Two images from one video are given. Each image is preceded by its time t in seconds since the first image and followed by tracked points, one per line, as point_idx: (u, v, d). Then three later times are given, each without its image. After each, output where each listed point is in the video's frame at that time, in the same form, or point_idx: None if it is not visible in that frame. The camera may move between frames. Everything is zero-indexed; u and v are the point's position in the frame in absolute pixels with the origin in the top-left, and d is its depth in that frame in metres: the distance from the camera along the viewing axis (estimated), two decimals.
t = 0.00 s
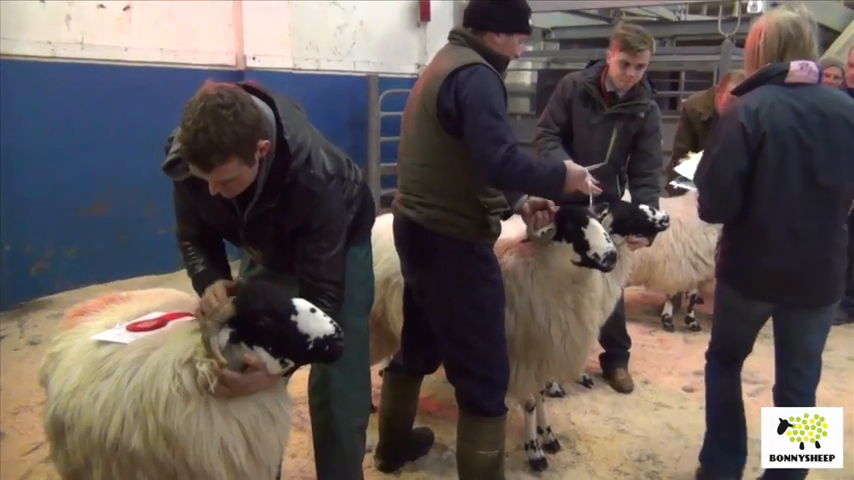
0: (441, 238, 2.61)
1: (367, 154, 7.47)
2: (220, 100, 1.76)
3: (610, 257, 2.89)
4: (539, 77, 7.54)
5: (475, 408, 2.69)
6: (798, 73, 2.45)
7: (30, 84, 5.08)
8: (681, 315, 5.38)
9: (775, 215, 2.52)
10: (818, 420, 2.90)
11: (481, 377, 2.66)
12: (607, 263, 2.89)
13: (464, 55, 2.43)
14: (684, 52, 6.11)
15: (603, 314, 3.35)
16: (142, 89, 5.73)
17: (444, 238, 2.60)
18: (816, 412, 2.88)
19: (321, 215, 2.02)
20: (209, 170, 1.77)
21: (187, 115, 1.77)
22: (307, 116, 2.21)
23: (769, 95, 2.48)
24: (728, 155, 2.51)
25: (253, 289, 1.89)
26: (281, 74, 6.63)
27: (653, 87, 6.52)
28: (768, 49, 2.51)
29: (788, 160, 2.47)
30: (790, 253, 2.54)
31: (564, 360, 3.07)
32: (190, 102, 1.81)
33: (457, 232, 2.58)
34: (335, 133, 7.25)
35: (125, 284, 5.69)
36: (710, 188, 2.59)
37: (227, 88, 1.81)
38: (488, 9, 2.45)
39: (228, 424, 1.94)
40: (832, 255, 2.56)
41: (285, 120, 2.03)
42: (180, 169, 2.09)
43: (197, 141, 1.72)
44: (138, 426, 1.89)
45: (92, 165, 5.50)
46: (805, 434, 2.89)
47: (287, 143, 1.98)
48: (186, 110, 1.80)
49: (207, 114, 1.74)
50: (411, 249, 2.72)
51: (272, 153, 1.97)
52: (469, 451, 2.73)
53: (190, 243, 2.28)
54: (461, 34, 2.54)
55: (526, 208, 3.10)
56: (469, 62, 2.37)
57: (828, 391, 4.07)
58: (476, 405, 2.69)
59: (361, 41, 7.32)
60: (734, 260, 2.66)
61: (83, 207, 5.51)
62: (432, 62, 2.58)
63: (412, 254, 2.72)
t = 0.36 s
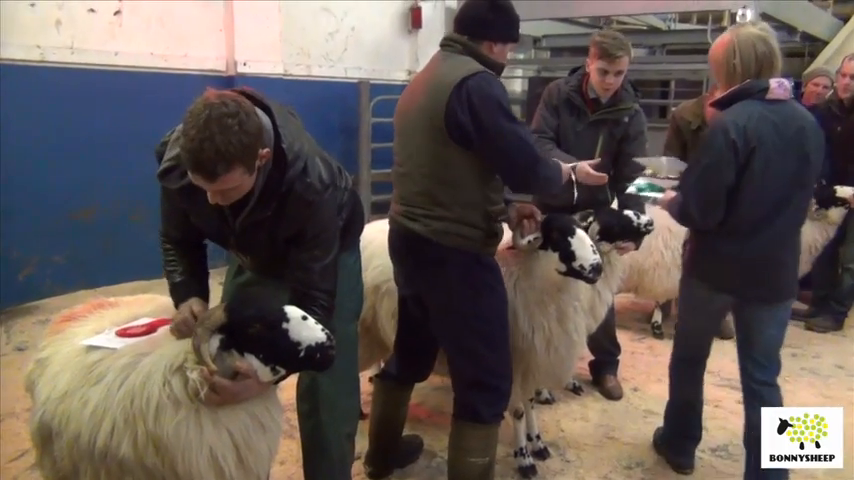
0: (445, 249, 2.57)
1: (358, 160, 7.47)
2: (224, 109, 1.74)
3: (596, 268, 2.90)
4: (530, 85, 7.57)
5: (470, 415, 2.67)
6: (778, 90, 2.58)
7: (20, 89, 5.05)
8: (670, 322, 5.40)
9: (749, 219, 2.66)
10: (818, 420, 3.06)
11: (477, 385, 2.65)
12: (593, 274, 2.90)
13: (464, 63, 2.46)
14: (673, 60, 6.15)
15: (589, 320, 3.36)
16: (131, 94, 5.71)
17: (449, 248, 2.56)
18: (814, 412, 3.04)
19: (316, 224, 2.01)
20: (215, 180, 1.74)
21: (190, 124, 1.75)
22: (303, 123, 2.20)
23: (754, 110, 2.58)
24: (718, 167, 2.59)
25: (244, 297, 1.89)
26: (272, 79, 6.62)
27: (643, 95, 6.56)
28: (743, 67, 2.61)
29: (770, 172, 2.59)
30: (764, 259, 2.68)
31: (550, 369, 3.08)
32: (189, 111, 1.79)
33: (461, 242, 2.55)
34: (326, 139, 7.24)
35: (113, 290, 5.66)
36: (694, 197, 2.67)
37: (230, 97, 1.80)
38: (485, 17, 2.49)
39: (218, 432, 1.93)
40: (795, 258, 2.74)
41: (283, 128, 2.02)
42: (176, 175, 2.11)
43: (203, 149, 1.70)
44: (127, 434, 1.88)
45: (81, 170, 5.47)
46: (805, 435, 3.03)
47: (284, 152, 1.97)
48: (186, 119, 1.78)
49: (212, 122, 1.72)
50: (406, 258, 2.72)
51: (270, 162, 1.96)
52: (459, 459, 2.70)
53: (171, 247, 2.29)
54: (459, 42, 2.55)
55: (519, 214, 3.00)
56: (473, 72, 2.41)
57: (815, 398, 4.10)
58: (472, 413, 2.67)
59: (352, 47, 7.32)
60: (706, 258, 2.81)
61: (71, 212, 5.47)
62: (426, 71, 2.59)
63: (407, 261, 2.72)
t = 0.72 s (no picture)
0: (452, 253, 2.54)
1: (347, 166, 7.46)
2: (227, 114, 1.73)
3: (582, 275, 2.91)
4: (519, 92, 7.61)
5: (462, 422, 2.63)
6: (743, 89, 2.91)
7: (6, 94, 5.02)
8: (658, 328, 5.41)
9: (720, 211, 2.92)
10: (815, 421, 3.45)
11: (472, 391, 2.63)
12: (579, 281, 2.93)
13: (478, 70, 2.49)
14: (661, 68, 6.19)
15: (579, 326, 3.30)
16: (119, 99, 5.69)
17: (458, 252, 2.53)
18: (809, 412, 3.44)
19: (307, 229, 2.01)
20: (221, 186, 1.73)
21: (192, 129, 1.72)
22: (295, 129, 2.19)
23: (725, 109, 2.86)
24: (696, 160, 2.85)
25: (232, 302, 1.87)
26: (262, 85, 6.61)
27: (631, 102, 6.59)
28: (711, 67, 2.92)
29: (739, 168, 2.87)
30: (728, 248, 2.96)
31: (537, 376, 3.08)
32: (190, 113, 1.78)
33: (469, 247, 2.53)
34: (315, 145, 7.24)
35: (100, 296, 5.62)
36: (673, 189, 2.89)
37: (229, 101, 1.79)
38: (484, 26, 2.57)
39: (204, 438, 1.91)
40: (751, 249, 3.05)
41: (276, 133, 2.00)
42: (167, 180, 2.09)
43: (210, 156, 1.69)
44: (113, 441, 1.86)
45: (68, 175, 5.44)
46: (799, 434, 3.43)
47: (278, 157, 1.95)
48: (186, 122, 1.76)
49: (217, 127, 1.71)
50: (398, 263, 2.72)
51: (265, 167, 1.94)
52: (449, 467, 2.66)
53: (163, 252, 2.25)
54: (466, 49, 2.59)
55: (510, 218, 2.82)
56: (489, 79, 2.45)
57: (802, 403, 4.13)
58: (463, 419, 2.62)
59: (341, 53, 7.33)
60: (677, 248, 3.02)
61: (58, 217, 5.44)
62: (429, 77, 2.60)
63: (401, 265, 2.70)
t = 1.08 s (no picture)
0: (443, 253, 2.53)
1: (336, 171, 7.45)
2: (217, 116, 1.73)
3: (568, 265, 2.93)
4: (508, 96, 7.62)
5: (448, 426, 2.62)
6: (723, 93, 2.98)
7: None
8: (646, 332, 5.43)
9: (710, 211, 2.97)
10: (818, 422, 3.72)
11: (459, 394, 2.62)
12: (565, 272, 2.94)
13: (461, 72, 2.52)
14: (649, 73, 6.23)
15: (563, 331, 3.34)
16: (107, 103, 5.66)
17: (451, 252, 2.53)
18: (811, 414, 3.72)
19: (296, 233, 2.01)
20: (220, 186, 1.71)
21: (184, 132, 1.70)
22: (284, 133, 2.19)
23: (709, 110, 2.93)
24: (687, 162, 2.88)
25: (221, 307, 1.86)
26: (250, 89, 6.59)
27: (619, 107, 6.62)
28: (693, 71, 2.97)
29: (724, 167, 2.94)
30: (716, 247, 3.02)
31: (522, 381, 3.08)
32: (178, 118, 1.76)
33: (463, 247, 2.54)
34: (304, 149, 7.23)
35: (87, 302, 5.58)
36: (668, 191, 2.90)
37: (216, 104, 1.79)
38: (465, 32, 2.61)
39: (192, 445, 1.90)
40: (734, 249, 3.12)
41: (265, 137, 2.01)
42: (156, 188, 2.07)
43: (207, 157, 1.67)
44: (99, 449, 1.84)
45: (54, 180, 5.41)
46: (805, 435, 3.65)
47: (268, 161, 1.95)
48: (176, 126, 1.74)
49: (211, 128, 1.70)
50: (386, 266, 2.71)
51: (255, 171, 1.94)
52: (437, 471, 2.65)
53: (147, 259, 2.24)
54: (448, 54, 2.62)
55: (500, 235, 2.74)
56: (477, 80, 2.48)
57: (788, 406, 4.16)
58: (450, 423, 2.62)
59: (330, 57, 7.32)
60: (670, 248, 3.04)
61: (44, 222, 5.39)
62: (414, 82, 2.61)
63: (390, 269, 2.69)
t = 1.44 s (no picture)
0: (429, 255, 2.53)
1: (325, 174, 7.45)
2: (202, 117, 1.72)
3: (558, 270, 2.95)
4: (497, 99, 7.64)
5: (436, 429, 2.62)
6: (712, 95, 3.00)
7: None
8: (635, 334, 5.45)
9: (706, 211, 2.98)
10: (818, 421, 3.72)
11: (448, 397, 2.62)
12: (555, 277, 2.95)
13: (445, 74, 2.53)
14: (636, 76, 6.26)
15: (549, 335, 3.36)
16: (93, 106, 5.64)
17: (437, 255, 2.53)
18: (812, 413, 3.73)
19: (284, 236, 2.00)
20: (203, 187, 1.70)
21: (168, 132, 1.70)
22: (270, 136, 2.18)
23: (700, 111, 2.95)
24: (681, 163, 2.90)
25: (206, 311, 1.84)
26: (238, 91, 6.57)
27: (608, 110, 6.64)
28: (681, 74, 3.00)
29: (717, 168, 2.96)
30: (714, 248, 3.03)
31: (511, 384, 3.08)
32: (163, 119, 1.76)
33: (450, 249, 2.53)
34: (293, 153, 7.22)
35: (73, 306, 5.54)
36: (663, 194, 2.92)
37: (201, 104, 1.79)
38: (450, 36, 2.62)
39: (176, 451, 1.88)
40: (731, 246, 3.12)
41: (250, 139, 2.00)
42: (142, 191, 2.06)
43: (190, 156, 1.66)
44: (81, 454, 1.83)
45: (39, 183, 5.37)
46: (805, 434, 3.67)
47: (253, 164, 1.94)
48: (160, 127, 1.74)
49: (195, 128, 1.69)
50: (374, 270, 2.71)
51: (240, 173, 1.93)
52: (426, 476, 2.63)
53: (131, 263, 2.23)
54: (432, 57, 2.62)
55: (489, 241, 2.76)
56: (464, 83, 2.50)
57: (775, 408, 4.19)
58: (438, 426, 2.62)
59: (319, 60, 7.31)
60: (670, 251, 3.03)
61: (30, 226, 5.35)
62: (399, 86, 2.62)
63: (379, 273, 2.68)
